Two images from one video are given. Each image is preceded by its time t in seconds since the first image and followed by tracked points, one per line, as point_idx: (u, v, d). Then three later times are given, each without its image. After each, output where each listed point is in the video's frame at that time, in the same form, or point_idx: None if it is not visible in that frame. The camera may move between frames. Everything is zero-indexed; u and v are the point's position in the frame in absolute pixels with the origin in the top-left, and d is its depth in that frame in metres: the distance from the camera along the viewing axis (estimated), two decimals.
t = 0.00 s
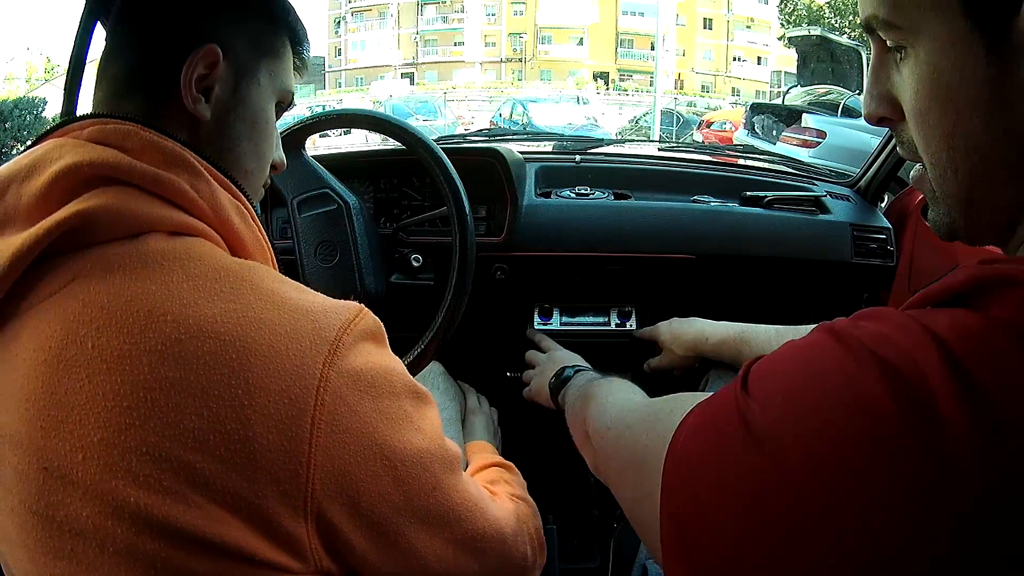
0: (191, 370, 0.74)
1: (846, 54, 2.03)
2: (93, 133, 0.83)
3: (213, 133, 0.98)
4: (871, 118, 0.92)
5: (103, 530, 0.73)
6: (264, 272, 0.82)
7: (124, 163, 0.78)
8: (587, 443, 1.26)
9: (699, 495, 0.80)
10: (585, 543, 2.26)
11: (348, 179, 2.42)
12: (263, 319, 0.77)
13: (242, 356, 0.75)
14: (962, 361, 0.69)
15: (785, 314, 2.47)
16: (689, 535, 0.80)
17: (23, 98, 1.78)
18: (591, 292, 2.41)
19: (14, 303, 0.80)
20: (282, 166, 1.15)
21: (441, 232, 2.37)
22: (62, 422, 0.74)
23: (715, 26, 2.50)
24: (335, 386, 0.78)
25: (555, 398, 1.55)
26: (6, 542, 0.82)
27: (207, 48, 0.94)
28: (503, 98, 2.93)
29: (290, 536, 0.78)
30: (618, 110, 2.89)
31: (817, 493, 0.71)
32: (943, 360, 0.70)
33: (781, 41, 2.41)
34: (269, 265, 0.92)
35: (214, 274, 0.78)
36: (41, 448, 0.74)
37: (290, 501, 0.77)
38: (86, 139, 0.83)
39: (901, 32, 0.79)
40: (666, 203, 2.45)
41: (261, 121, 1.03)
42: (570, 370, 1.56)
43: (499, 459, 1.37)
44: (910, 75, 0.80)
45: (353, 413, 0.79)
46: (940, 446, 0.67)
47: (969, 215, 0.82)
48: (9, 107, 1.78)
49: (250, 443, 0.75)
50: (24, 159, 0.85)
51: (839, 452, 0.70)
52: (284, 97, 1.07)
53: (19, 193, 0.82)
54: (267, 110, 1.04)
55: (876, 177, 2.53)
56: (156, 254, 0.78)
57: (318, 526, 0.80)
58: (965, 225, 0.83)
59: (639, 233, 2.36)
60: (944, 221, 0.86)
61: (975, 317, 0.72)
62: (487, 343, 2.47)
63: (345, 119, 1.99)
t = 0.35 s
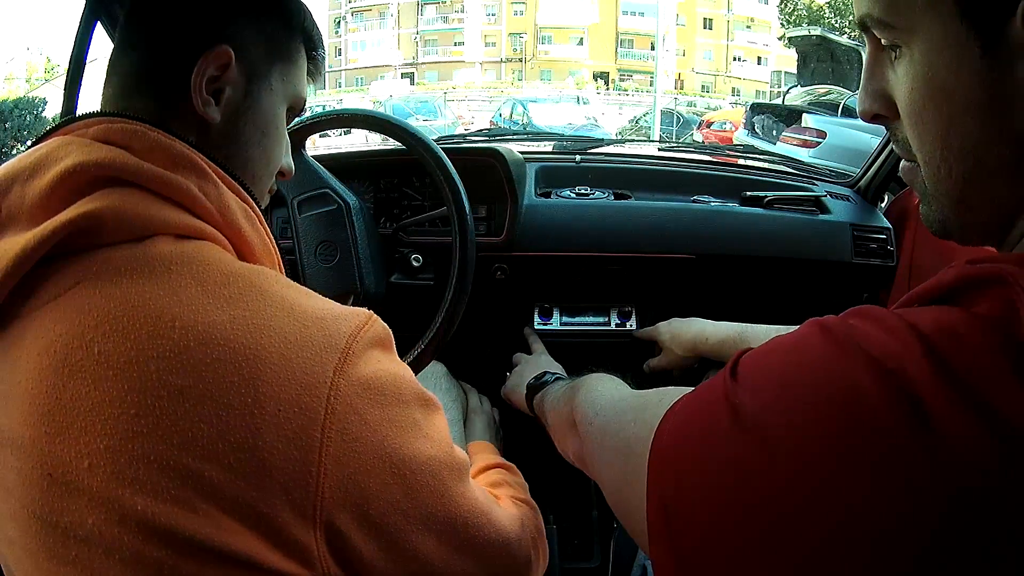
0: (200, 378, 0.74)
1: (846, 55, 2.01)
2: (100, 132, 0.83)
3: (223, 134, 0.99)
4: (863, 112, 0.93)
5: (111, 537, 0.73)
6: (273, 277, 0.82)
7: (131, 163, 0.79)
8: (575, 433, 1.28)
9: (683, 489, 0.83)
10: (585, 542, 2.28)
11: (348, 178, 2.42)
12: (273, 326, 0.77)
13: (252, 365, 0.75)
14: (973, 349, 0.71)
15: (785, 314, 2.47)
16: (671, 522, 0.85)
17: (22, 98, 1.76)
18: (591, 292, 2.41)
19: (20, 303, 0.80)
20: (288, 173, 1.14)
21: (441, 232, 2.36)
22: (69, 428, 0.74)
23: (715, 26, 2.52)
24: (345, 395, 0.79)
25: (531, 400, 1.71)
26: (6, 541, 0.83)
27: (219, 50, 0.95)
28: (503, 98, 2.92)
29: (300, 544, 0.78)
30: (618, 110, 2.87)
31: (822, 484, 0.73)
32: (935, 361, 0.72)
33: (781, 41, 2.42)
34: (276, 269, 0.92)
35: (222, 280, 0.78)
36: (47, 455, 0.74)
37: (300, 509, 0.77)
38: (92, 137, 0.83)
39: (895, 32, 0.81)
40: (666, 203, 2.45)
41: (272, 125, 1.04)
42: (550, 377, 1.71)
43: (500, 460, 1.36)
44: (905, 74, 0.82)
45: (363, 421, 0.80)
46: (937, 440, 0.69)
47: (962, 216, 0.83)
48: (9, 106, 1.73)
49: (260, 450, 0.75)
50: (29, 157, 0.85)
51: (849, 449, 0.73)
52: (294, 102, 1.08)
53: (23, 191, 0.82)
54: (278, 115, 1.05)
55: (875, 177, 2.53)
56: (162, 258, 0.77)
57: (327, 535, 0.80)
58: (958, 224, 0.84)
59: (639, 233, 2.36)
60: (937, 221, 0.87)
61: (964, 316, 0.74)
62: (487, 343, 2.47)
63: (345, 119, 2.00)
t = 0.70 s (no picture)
0: (200, 377, 0.74)
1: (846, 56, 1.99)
2: (101, 132, 0.83)
3: (225, 141, 0.98)
4: (856, 111, 0.95)
5: (111, 537, 0.73)
6: (273, 277, 0.83)
7: (133, 165, 0.79)
8: (562, 437, 1.28)
9: (673, 489, 0.83)
10: (585, 542, 2.27)
11: (348, 179, 2.42)
12: (273, 326, 0.78)
13: (252, 364, 0.75)
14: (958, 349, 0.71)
15: (785, 314, 2.47)
16: (659, 521, 0.85)
17: (22, 98, 1.74)
18: (591, 292, 2.41)
19: (20, 302, 0.80)
20: (286, 182, 1.15)
21: (441, 232, 2.36)
22: (69, 428, 0.74)
23: (715, 26, 2.52)
24: (345, 395, 0.79)
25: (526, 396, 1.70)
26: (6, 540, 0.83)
27: (223, 56, 0.95)
28: (503, 98, 2.90)
29: (300, 543, 0.78)
30: (619, 110, 2.87)
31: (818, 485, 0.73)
32: (924, 360, 0.72)
33: (781, 41, 2.41)
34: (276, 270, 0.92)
35: (222, 279, 0.78)
36: (47, 455, 0.74)
37: (299, 509, 0.77)
38: (93, 138, 0.83)
39: (888, 30, 0.83)
40: (666, 203, 2.45)
41: (272, 134, 1.04)
42: (545, 372, 1.71)
43: (500, 459, 1.37)
44: (897, 74, 0.83)
45: (363, 421, 0.80)
46: (933, 439, 0.69)
47: (956, 212, 0.85)
48: (9, 107, 1.70)
49: (260, 450, 0.75)
50: (30, 157, 0.85)
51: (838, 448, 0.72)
52: (295, 111, 1.08)
53: (23, 190, 0.82)
54: (278, 125, 1.05)
55: (875, 177, 2.53)
56: (163, 258, 0.78)
57: (328, 534, 0.80)
58: (953, 222, 0.86)
59: (639, 233, 2.36)
60: (931, 218, 0.89)
61: (955, 317, 0.74)
62: (487, 343, 2.47)
63: (345, 119, 2.00)
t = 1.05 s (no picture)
0: (203, 379, 0.74)
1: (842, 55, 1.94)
2: (102, 131, 0.83)
3: (227, 143, 0.98)
4: (839, 99, 0.95)
5: (113, 539, 0.73)
6: (276, 279, 0.83)
7: (137, 166, 0.79)
8: (548, 430, 1.27)
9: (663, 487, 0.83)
10: (586, 542, 2.27)
11: (348, 178, 2.42)
12: (276, 327, 0.78)
13: (255, 367, 0.76)
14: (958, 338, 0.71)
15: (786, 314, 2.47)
16: (645, 519, 0.85)
17: (22, 98, 1.70)
18: (591, 292, 2.41)
19: (20, 300, 0.80)
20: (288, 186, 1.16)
21: (441, 232, 2.37)
22: (71, 429, 0.74)
23: (715, 26, 2.53)
24: (348, 397, 0.79)
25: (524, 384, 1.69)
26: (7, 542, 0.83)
27: (230, 57, 0.95)
28: (503, 98, 2.90)
29: (302, 546, 0.78)
30: (619, 111, 2.88)
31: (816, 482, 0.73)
32: (908, 339, 0.72)
33: (782, 41, 2.35)
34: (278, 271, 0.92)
35: (225, 281, 0.78)
36: (48, 456, 0.74)
37: (302, 511, 0.77)
38: (95, 138, 0.83)
39: (866, 18, 0.84)
40: (666, 203, 2.46)
41: (275, 140, 1.04)
42: (544, 362, 1.70)
43: (501, 460, 1.37)
44: (878, 61, 0.84)
45: (366, 423, 0.80)
46: (931, 437, 0.69)
47: (936, 201, 0.85)
48: (9, 107, 1.65)
49: (263, 452, 0.75)
50: (31, 156, 0.85)
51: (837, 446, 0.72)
52: (297, 117, 1.08)
53: (24, 190, 0.82)
54: (281, 130, 1.05)
55: (875, 177, 2.53)
56: (166, 259, 0.78)
57: (330, 536, 0.80)
58: (932, 209, 0.87)
59: (640, 233, 2.36)
60: (914, 207, 0.89)
61: (946, 294, 0.74)
62: (487, 343, 2.47)
63: (345, 119, 2.00)
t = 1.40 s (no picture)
0: (206, 377, 0.74)
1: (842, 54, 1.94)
2: (106, 130, 0.83)
3: (230, 145, 0.98)
4: (837, 99, 0.96)
5: (115, 537, 0.73)
6: (279, 278, 0.83)
7: (139, 165, 0.79)
8: (545, 432, 1.26)
9: (660, 489, 0.82)
10: (586, 542, 2.27)
11: (348, 179, 2.42)
12: (280, 326, 0.77)
13: (259, 365, 0.75)
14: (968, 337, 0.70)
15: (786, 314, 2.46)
16: (640, 522, 0.84)
17: (22, 98, 1.70)
18: (592, 292, 2.41)
19: (21, 299, 0.80)
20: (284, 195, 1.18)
21: (441, 232, 2.37)
22: (74, 427, 0.74)
23: (715, 26, 2.53)
24: (352, 397, 0.78)
25: (519, 385, 1.70)
26: (8, 541, 0.83)
27: (235, 61, 0.95)
28: (503, 98, 2.89)
29: (306, 545, 0.78)
30: (619, 110, 2.87)
31: (822, 485, 0.71)
32: (908, 359, 0.71)
33: (783, 41, 2.32)
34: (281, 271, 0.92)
35: (229, 280, 0.78)
36: (50, 454, 0.74)
37: (306, 510, 0.77)
38: (98, 137, 0.83)
39: (862, 18, 0.85)
40: (667, 203, 2.45)
41: (277, 144, 1.04)
42: (537, 361, 1.70)
43: (502, 460, 1.37)
44: (876, 61, 0.84)
45: (369, 422, 0.80)
46: (933, 440, 0.67)
47: (935, 202, 0.85)
48: (9, 107, 1.65)
49: (266, 451, 0.75)
50: (33, 155, 0.85)
51: (844, 447, 0.70)
52: (298, 121, 1.08)
53: (26, 189, 0.82)
54: (284, 134, 1.05)
55: (875, 177, 2.53)
56: (169, 258, 0.78)
57: (334, 536, 0.80)
58: (932, 210, 0.86)
59: (640, 233, 2.36)
60: (912, 207, 0.89)
61: (947, 316, 0.72)
62: (488, 343, 2.47)
63: (345, 119, 2.00)
